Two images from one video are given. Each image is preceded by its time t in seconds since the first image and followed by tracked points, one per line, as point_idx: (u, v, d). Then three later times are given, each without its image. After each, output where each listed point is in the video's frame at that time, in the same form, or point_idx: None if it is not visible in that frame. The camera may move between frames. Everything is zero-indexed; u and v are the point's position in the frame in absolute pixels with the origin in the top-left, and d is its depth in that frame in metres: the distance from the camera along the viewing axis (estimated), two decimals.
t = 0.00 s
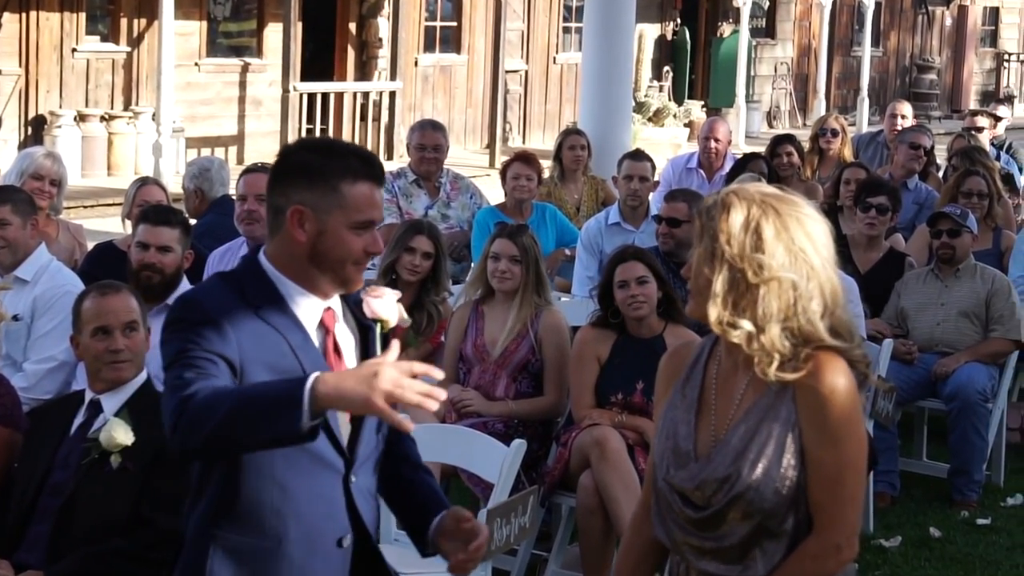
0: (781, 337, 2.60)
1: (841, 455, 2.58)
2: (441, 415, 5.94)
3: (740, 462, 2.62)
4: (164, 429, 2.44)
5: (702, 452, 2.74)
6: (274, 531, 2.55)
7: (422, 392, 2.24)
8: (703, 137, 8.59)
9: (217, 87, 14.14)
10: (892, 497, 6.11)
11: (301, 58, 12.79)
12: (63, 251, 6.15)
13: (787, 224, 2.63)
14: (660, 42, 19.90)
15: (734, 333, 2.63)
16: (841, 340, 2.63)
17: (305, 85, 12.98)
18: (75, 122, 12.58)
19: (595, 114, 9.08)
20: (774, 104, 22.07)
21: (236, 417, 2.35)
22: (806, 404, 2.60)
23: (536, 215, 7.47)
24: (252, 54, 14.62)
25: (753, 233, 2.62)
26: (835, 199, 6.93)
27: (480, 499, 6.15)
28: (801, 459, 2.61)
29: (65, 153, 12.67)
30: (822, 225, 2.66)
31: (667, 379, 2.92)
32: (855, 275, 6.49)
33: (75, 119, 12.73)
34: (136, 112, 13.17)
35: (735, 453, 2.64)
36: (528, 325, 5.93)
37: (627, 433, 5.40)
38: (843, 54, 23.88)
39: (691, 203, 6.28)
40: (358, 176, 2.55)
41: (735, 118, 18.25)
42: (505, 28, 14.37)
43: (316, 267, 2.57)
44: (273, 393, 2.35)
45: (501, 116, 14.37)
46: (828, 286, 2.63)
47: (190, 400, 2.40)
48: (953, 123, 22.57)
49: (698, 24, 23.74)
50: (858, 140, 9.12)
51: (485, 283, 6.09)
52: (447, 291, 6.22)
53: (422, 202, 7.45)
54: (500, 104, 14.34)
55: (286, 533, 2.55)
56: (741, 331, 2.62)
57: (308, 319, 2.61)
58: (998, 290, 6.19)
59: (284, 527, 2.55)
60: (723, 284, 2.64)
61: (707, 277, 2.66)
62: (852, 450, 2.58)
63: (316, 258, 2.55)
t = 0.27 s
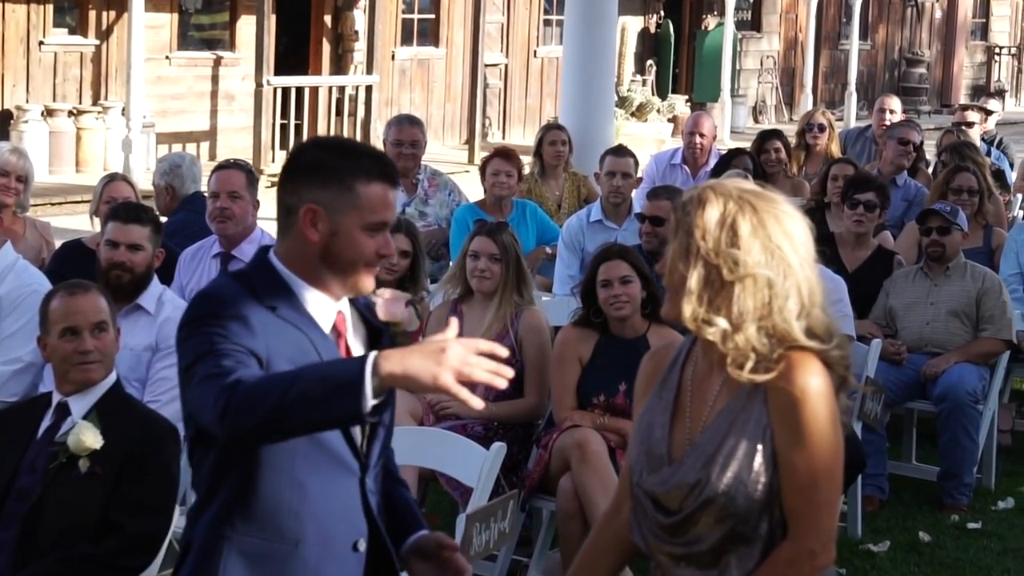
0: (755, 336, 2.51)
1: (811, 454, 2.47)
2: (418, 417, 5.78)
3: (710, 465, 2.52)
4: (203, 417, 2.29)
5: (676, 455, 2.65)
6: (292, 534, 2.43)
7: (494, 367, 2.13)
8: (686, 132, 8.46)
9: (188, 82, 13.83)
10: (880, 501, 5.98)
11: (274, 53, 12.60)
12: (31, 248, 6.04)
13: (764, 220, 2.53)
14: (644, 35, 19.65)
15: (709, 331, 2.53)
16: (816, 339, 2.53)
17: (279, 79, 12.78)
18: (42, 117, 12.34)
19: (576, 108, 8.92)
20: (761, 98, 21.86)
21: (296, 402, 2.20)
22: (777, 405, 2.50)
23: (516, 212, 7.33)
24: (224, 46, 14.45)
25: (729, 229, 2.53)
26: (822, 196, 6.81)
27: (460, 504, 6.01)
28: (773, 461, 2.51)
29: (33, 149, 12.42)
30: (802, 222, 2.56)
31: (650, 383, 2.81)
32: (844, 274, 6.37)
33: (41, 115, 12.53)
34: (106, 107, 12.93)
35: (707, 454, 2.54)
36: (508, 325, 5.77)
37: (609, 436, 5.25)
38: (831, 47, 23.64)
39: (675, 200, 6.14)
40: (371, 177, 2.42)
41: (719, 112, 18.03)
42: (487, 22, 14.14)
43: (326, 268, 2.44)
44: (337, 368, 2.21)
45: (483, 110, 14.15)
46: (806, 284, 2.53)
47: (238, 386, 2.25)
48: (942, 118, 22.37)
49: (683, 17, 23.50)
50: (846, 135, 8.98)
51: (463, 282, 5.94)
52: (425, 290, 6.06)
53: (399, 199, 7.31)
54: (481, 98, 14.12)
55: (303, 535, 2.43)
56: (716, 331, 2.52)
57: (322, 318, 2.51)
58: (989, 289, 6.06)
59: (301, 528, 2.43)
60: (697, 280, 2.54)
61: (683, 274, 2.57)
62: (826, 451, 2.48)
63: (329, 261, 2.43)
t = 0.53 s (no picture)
0: (728, 335, 2.40)
1: (786, 453, 2.37)
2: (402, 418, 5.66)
3: (681, 468, 2.41)
4: (261, 400, 2.20)
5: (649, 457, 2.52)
6: (327, 532, 2.37)
7: (569, 349, 2.10)
8: (679, 126, 8.35)
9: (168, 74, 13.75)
10: (875, 502, 5.87)
11: (256, 45, 12.48)
12: (7, 244, 5.92)
13: (738, 215, 2.43)
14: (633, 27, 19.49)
15: (680, 330, 2.42)
16: (792, 338, 2.43)
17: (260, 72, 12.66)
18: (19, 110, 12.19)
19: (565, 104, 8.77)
20: (753, 92, 21.74)
21: (362, 395, 2.11)
22: (751, 405, 2.39)
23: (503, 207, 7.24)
24: (206, 38, 14.23)
25: (703, 224, 2.42)
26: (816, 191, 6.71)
27: (446, 505, 5.90)
28: (748, 462, 2.40)
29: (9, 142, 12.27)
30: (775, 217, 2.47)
31: (615, 381, 2.69)
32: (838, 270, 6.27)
33: (20, 108, 12.40)
34: (84, 100, 12.80)
35: (677, 456, 2.42)
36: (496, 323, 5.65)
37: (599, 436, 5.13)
38: (826, 39, 23.47)
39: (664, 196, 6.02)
40: (416, 175, 2.36)
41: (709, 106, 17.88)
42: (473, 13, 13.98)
43: (367, 266, 2.37)
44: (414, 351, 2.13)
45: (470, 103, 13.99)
46: (779, 284, 2.44)
47: (301, 370, 2.16)
48: (937, 111, 22.24)
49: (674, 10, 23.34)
50: (840, 129, 8.88)
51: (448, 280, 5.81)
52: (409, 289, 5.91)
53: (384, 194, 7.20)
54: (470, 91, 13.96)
55: (339, 535, 2.38)
56: (688, 328, 2.42)
57: (359, 319, 2.43)
58: (986, 286, 5.96)
59: (337, 527, 2.38)
60: (671, 276, 2.43)
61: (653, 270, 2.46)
62: (802, 451, 2.37)
63: (371, 261, 2.36)
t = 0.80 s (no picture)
0: (701, 334, 2.41)
1: (757, 449, 2.40)
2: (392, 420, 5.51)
3: (653, 469, 2.44)
4: (326, 375, 2.13)
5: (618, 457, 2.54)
6: (366, 526, 2.33)
7: (651, 331, 2.09)
8: (676, 119, 8.23)
9: (154, 67, 13.56)
10: (875, 503, 5.77)
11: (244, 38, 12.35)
12: None
13: (710, 213, 2.43)
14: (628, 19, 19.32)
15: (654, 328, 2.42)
16: (763, 338, 2.44)
17: (248, 65, 12.54)
18: None
19: (559, 95, 8.65)
20: (750, 85, 21.55)
21: (439, 373, 2.08)
22: (721, 407, 2.42)
23: (497, 203, 7.18)
24: (192, 31, 14.17)
25: (675, 222, 2.43)
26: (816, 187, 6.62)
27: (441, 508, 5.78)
28: (721, 462, 2.43)
29: None
30: (746, 214, 2.47)
31: (582, 377, 2.69)
32: (836, 267, 6.18)
33: None
34: (67, 94, 12.64)
35: (647, 456, 2.45)
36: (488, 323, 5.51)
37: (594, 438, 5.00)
38: (826, 32, 23.30)
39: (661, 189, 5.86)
40: (469, 176, 2.32)
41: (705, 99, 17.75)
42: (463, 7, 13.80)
43: (418, 267, 2.33)
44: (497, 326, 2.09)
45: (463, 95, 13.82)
46: (751, 284, 2.44)
47: (373, 346, 2.10)
48: (937, 105, 22.05)
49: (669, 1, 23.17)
50: (840, 124, 8.77)
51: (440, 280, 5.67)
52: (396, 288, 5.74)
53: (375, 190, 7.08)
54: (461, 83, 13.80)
55: (376, 532, 2.34)
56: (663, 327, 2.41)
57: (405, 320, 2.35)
58: (987, 283, 5.84)
59: (375, 522, 2.34)
60: (643, 273, 2.43)
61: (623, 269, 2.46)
62: (774, 448, 2.40)
63: (422, 256, 2.32)
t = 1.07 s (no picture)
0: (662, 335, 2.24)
1: (725, 453, 2.23)
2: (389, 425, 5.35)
3: (613, 471, 2.27)
4: (382, 355, 2.07)
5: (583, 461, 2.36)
6: (399, 524, 2.22)
7: (718, 318, 2.06)
8: (677, 116, 8.15)
9: (143, 63, 13.45)
10: (880, 507, 5.66)
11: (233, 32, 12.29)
12: None
13: (683, 211, 2.29)
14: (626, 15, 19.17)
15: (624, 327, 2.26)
16: (733, 338, 2.27)
17: (237, 61, 12.49)
18: None
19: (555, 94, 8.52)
20: (750, 81, 21.46)
21: (512, 355, 2.04)
22: (686, 408, 2.25)
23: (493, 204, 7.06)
24: (182, 26, 14.04)
25: (648, 219, 2.28)
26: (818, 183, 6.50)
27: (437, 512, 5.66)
28: (685, 465, 2.26)
29: None
30: (718, 213, 2.32)
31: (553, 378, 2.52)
32: (839, 266, 6.05)
33: None
34: (54, 91, 12.48)
35: (610, 456, 2.28)
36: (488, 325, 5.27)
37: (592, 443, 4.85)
38: (829, 27, 23.15)
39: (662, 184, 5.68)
40: (518, 179, 2.27)
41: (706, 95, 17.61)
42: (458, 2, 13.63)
43: (465, 270, 2.26)
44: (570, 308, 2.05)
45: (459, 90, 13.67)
46: (723, 287, 2.28)
47: (438, 327, 2.05)
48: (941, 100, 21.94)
49: None
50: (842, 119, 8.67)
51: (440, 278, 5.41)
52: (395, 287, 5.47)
53: (367, 188, 6.97)
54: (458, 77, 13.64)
55: (411, 529, 2.23)
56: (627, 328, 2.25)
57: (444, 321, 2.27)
58: (993, 283, 5.74)
59: (410, 519, 2.23)
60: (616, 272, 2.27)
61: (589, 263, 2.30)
62: (744, 454, 2.23)
63: (470, 263, 2.26)
